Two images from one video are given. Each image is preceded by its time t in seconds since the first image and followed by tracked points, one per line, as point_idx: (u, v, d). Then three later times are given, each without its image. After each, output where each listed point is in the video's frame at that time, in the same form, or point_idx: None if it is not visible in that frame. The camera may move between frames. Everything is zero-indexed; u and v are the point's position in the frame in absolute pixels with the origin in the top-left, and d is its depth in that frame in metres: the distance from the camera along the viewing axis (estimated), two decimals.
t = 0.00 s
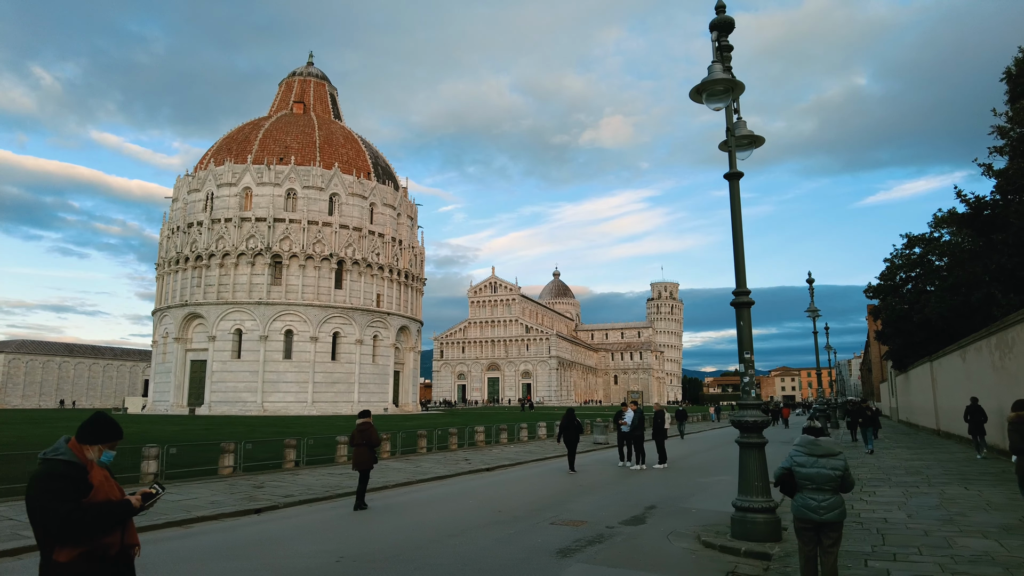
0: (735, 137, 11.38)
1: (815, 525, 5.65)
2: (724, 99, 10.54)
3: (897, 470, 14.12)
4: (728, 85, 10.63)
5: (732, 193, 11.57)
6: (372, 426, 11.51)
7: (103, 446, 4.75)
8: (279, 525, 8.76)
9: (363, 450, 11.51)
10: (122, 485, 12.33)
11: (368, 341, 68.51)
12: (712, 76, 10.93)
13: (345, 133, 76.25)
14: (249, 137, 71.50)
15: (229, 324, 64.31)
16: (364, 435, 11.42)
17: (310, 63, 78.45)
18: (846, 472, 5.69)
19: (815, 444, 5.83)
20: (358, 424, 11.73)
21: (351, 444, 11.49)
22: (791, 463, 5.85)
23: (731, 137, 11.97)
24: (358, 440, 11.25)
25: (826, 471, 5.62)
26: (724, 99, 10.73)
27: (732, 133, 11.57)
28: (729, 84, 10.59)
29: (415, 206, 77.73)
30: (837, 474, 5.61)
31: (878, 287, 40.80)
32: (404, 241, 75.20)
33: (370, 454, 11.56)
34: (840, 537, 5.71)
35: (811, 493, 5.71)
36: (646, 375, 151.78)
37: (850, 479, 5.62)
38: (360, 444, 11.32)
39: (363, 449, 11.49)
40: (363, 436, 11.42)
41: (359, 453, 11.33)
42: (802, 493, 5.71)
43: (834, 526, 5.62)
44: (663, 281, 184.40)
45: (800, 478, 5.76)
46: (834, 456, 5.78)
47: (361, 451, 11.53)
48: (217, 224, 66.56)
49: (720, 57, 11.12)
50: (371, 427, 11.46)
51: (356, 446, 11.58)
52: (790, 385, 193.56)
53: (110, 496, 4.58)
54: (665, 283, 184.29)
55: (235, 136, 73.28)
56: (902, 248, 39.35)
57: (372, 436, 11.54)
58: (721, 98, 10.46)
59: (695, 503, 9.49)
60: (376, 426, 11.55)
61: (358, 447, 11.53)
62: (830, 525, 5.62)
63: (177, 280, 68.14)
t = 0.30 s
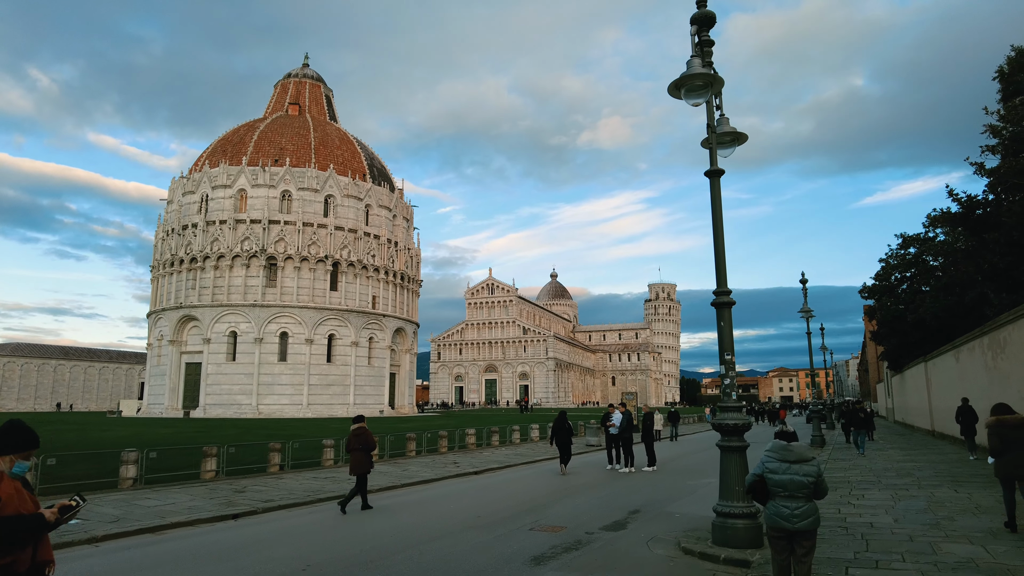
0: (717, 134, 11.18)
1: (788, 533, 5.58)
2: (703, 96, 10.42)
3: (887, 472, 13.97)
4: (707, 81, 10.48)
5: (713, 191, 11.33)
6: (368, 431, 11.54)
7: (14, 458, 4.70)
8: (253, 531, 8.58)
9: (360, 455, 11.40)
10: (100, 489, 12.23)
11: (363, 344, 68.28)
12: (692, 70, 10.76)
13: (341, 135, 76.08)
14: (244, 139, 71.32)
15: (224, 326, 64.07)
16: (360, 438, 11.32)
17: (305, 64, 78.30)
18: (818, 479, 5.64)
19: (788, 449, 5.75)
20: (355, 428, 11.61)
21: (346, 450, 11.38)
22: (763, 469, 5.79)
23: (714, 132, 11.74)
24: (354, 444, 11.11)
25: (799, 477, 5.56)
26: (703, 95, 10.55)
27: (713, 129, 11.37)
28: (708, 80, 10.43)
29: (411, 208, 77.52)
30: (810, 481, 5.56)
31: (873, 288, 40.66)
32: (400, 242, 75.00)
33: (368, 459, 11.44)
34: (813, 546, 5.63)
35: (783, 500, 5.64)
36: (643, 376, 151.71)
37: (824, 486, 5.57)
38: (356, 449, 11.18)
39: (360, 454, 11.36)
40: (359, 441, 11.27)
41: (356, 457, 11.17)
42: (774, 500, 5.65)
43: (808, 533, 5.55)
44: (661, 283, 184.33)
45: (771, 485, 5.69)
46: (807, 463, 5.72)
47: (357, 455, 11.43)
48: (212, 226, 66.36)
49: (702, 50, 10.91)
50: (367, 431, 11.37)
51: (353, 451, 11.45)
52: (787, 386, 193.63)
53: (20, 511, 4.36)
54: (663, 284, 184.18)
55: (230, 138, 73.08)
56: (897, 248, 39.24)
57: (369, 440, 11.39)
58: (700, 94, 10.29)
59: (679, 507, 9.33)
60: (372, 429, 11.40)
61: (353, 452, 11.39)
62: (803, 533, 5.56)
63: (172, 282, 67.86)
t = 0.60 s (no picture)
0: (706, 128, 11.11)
1: (770, 541, 5.49)
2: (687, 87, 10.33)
3: (884, 474, 13.81)
4: (693, 72, 10.39)
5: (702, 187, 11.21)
6: (368, 429, 11.64)
7: None
8: (235, 535, 8.44)
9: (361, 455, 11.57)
10: (83, 491, 12.06)
11: (362, 344, 68.11)
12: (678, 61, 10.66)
13: (339, 135, 75.93)
14: (242, 139, 71.14)
15: (222, 326, 63.90)
16: (360, 438, 11.40)
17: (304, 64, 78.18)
18: (801, 483, 5.57)
19: (770, 454, 5.67)
20: (356, 428, 11.73)
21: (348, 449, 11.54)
22: (744, 475, 5.71)
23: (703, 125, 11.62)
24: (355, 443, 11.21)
25: (781, 482, 5.48)
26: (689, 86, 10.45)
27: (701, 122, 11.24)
28: (694, 71, 10.34)
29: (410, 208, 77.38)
30: (793, 487, 5.47)
31: (873, 288, 40.46)
32: (398, 243, 74.85)
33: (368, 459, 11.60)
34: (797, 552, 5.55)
35: (764, 506, 5.56)
36: (644, 377, 151.52)
37: (807, 492, 5.48)
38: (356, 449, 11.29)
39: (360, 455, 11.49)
40: (360, 440, 11.41)
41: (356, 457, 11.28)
42: (757, 507, 5.57)
43: (791, 541, 5.47)
44: (661, 283, 184.03)
45: (753, 490, 5.61)
46: (790, 467, 5.63)
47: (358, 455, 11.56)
48: (210, 226, 66.18)
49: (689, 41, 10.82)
50: (367, 431, 11.46)
51: (355, 451, 11.59)
52: (787, 387, 193.37)
53: None
54: (663, 285, 183.85)
55: (229, 138, 72.94)
56: (896, 248, 39.04)
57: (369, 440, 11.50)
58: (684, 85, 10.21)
59: (670, 510, 9.16)
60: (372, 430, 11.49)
61: (355, 451, 11.56)
62: (787, 540, 5.46)
63: (170, 283, 67.69)
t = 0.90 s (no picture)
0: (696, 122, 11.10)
1: (754, 550, 5.34)
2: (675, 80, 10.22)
3: (881, 477, 13.58)
4: (683, 64, 10.28)
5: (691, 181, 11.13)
6: (374, 428, 11.62)
7: None
8: (213, 537, 8.21)
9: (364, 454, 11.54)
10: (65, 492, 11.92)
11: (361, 344, 67.94)
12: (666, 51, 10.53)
13: (339, 134, 75.72)
14: (242, 138, 70.93)
15: (221, 325, 63.74)
16: (363, 438, 11.40)
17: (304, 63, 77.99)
18: (787, 489, 5.41)
19: (755, 458, 5.50)
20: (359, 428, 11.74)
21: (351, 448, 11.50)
22: (727, 481, 5.55)
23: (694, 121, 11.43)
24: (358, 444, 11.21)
25: (765, 489, 5.33)
26: (679, 77, 10.35)
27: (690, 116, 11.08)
28: (683, 60, 10.22)
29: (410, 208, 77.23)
30: (778, 493, 5.32)
31: (874, 288, 40.21)
32: (398, 242, 74.68)
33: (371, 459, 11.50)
34: (782, 563, 5.38)
35: (747, 514, 5.40)
36: (644, 378, 151.27)
37: (793, 498, 5.35)
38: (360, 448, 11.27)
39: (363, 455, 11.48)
40: (363, 441, 11.41)
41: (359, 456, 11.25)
42: (740, 514, 5.41)
43: (774, 550, 5.32)
44: (662, 284, 183.67)
45: (734, 498, 5.45)
46: (774, 472, 5.49)
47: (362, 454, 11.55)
48: (209, 225, 66.02)
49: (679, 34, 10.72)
50: (372, 431, 11.46)
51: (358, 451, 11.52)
52: (788, 388, 193.22)
53: None
54: (664, 285, 183.46)
55: (228, 137, 72.76)
56: (897, 248, 38.82)
57: (373, 439, 11.49)
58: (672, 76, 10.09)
59: (659, 514, 8.93)
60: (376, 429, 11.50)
61: (357, 451, 11.47)
62: (771, 550, 5.33)
63: (169, 282, 67.57)
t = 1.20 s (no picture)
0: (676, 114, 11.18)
1: (723, 556, 5.26)
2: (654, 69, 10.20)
3: (872, 479, 13.37)
4: (662, 53, 10.26)
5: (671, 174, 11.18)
6: (372, 429, 11.77)
7: None
8: (181, 542, 7.99)
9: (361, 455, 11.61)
10: (39, 495, 11.81)
11: (356, 345, 67.66)
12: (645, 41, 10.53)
13: (335, 135, 75.49)
14: (237, 139, 70.70)
15: (215, 327, 63.43)
16: (362, 438, 11.52)
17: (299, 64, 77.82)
18: (756, 493, 5.35)
19: (722, 460, 5.45)
20: (358, 428, 11.89)
21: (349, 449, 11.58)
22: (693, 484, 5.50)
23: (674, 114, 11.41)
24: (356, 444, 11.31)
25: (733, 493, 5.27)
26: (658, 67, 10.32)
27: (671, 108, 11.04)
28: (662, 49, 10.19)
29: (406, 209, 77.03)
30: (747, 497, 5.26)
31: (869, 289, 40.07)
32: (393, 243, 74.45)
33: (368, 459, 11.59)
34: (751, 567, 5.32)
35: (715, 519, 5.35)
36: (641, 379, 151.11)
37: (762, 503, 5.28)
38: (357, 449, 11.35)
39: (361, 454, 11.56)
40: (360, 441, 11.51)
41: (357, 456, 11.35)
42: (708, 519, 5.35)
43: (742, 556, 5.25)
44: (660, 286, 183.59)
45: (703, 501, 5.39)
46: (743, 476, 5.42)
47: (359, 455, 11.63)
48: (203, 226, 65.75)
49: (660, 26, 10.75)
50: (369, 432, 11.55)
51: (356, 450, 11.64)
52: (785, 390, 193.33)
53: None
54: (661, 287, 183.38)
55: (223, 138, 72.52)
56: (892, 249, 38.68)
57: (371, 440, 11.60)
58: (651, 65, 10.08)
59: (641, 518, 8.75)
60: (374, 430, 11.62)
61: (356, 451, 11.56)
62: (739, 557, 5.24)
63: (163, 283, 67.28)
